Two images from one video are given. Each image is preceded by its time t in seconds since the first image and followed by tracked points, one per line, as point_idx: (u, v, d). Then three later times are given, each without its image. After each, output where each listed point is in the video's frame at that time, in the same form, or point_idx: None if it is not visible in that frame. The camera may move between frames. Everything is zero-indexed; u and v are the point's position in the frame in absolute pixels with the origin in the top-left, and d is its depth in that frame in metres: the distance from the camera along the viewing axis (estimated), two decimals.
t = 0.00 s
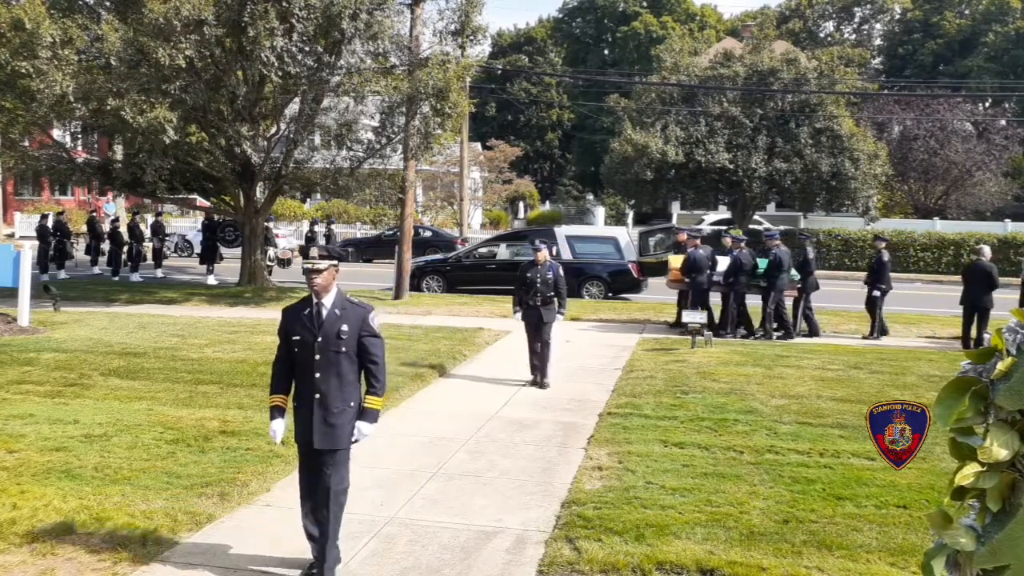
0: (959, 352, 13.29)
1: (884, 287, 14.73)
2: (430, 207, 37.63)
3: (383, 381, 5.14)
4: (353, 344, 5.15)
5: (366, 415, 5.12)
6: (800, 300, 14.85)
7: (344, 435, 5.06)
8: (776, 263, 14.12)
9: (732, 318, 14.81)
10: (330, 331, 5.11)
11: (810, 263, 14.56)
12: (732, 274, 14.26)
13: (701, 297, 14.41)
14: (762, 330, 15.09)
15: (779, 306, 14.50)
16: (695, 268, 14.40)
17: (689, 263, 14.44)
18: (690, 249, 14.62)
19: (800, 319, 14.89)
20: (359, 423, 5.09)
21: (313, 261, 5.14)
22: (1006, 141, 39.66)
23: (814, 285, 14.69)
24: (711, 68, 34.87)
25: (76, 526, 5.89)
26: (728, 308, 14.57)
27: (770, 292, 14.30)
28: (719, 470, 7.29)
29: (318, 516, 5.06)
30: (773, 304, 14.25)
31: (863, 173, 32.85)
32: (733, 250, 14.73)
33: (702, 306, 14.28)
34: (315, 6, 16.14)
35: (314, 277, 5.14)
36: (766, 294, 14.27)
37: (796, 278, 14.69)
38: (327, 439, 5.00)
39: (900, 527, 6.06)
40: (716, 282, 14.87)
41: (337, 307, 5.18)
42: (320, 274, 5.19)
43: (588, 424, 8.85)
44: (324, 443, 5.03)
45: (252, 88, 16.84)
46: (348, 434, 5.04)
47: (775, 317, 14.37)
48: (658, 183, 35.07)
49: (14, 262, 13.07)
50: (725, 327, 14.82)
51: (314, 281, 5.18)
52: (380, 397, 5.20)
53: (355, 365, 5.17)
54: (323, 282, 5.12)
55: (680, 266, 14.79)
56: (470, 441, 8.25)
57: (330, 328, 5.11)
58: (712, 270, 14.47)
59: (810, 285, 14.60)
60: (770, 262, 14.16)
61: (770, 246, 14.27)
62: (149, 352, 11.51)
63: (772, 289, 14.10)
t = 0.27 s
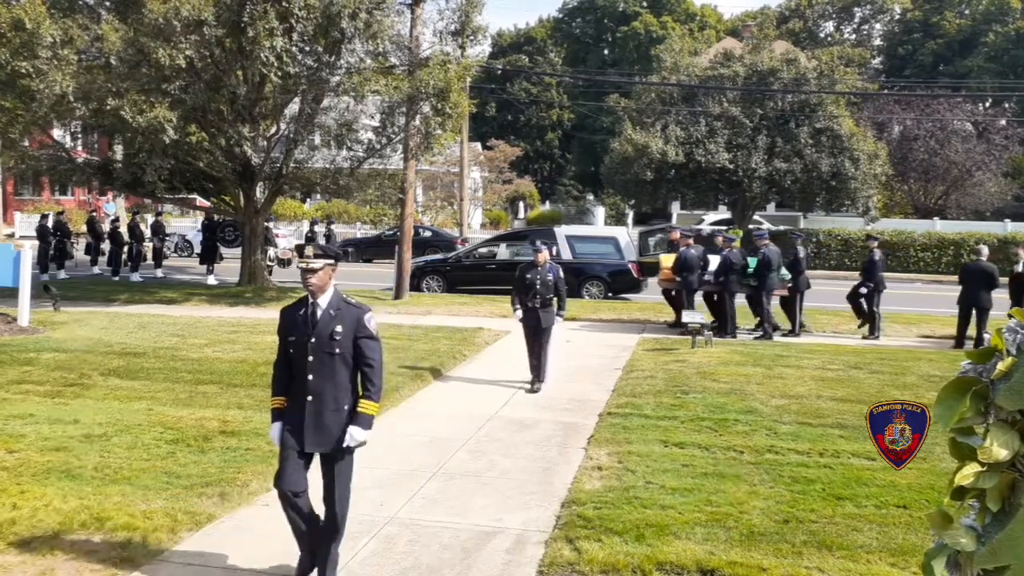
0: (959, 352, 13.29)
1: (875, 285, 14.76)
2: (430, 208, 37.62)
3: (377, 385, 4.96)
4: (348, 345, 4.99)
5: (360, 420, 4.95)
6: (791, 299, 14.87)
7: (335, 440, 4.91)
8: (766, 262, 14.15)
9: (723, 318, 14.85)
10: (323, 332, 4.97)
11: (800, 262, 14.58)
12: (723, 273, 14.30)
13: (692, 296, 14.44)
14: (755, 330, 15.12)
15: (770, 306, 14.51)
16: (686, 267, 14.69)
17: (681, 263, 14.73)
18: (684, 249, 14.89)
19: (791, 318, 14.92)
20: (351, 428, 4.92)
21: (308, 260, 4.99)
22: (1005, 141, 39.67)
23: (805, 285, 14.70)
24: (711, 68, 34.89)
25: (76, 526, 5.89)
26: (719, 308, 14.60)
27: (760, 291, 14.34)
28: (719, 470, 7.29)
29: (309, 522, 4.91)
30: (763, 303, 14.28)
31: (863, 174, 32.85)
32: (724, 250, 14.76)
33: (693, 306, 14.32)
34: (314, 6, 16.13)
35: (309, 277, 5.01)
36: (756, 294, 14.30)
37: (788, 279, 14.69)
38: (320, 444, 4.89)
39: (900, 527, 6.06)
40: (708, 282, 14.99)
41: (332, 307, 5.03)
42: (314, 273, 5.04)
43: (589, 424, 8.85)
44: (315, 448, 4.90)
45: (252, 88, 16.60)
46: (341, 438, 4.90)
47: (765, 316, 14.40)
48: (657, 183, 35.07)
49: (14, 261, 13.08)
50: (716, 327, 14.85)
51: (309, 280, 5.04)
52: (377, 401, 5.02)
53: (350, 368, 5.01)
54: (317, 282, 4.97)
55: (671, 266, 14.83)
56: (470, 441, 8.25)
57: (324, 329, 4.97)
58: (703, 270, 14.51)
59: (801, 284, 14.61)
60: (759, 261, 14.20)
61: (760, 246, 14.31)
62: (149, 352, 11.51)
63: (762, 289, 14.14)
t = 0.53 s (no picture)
0: (958, 352, 13.31)
1: (865, 286, 14.79)
2: (430, 208, 37.58)
3: (366, 390, 4.83)
4: (338, 350, 4.90)
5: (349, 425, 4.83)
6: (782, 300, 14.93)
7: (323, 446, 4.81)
8: (757, 262, 14.25)
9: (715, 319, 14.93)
10: (314, 336, 4.90)
11: (792, 263, 14.66)
12: (714, 273, 14.41)
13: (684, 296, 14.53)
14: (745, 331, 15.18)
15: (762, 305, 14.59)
16: (678, 268, 14.58)
17: (672, 264, 14.70)
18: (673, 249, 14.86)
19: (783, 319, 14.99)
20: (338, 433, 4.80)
21: (298, 262, 4.96)
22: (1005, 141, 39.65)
23: (796, 286, 14.77)
24: (711, 68, 34.90)
25: (77, 526, 5.90)
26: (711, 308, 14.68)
27: (753, 291, 14.42)
28: (719, 470, 7.30)
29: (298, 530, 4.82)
30: (754, 303, 14.36)
31: (862, 174, 32.86)
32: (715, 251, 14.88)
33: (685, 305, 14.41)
34: (315, 6, 16.14)
35: (300, 280, 4.97)
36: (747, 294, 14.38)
37: (778, 279, 14.79)
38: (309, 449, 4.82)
39: (899, 527, 6.08)
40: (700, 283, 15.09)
41: (323, 311, 4.95)
42: (307, 276, 4.99)
43: (588, 424, 8.87)
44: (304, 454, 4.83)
45: (253, 88, 16.60)
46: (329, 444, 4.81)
47: (758, 316, 14.46)
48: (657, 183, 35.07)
49: (14, 261, 13.09)
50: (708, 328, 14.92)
51: (301, 284, 5.00)
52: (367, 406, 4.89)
53: (342, 372, 4.92)
54: (308, 285, 4.95)
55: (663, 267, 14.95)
56: (470, 441, 8.27)
57: (313, 333, 4.90)
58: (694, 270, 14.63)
59: (792, 286, 14.65)
60: (750, 261, 14.31)
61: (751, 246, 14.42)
62: (150, 352, 11.52)
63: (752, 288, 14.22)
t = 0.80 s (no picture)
0: (958, 352, 13.32)
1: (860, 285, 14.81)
2: (430, 208, 37.57)
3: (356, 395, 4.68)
4: (325, 353, 4.72)
5: (336, 432, 4.67)
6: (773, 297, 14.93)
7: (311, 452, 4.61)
8: (749, 260, 14.22)
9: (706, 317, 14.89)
10: (300, 339, 4.70)
11: (782, 262, 14.65)
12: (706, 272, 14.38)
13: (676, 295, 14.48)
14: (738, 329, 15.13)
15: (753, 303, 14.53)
16: (670, 267, 14.52)
17: (664, 263, 14.59)
18: (667, 248, 14.83)
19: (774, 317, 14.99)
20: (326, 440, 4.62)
21: (284, 263, 4.81)
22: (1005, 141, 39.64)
23: (786, 284, 14.77)
24: (711, 69, 34.90)
25: (77, 526, 5.90)
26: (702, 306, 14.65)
27: (744, 289, 14.37)
28: (719, 470, 7.30)
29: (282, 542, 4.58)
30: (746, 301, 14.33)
31: (862, 174, 32.86)
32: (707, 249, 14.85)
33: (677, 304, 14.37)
34: (315, 6, 16.14)
35: (285, 281, 4.78)
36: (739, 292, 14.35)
37: (769, 277, 14.78)
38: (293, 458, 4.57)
39: (899, 527, 6.08)
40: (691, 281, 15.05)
41: (309, 313, 4.77)
42: (291, 277, 4.81)
43: (588, 424, 8.87)
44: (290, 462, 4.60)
45: (253, 88, 16.65)
46: (316, 452, 4.61)
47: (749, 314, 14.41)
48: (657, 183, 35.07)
49: (14, 261, 13.09)
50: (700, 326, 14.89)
51: (284, 285, 4.80)
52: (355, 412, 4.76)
53: (329, 377, 4.74)
54: (293, 287, 4.79)
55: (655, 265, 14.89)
56: (470, 441, 8.27)
57: (300, 336, 4.70)
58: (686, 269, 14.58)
59: (783, 283, 14.68)
60: (742, 259, 14.28)
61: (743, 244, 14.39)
62: (150, 352, 11.52)
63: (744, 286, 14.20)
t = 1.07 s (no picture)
0: (957, 351, 13.32)
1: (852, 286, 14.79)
2: (430, 208, 37.53)
3: (348, 399, 4.66)
4: (315, 357, 4.68)
5: (328, 435, 4.66)
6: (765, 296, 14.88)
7: (302, 458, 4.60)
8: (741, 260, 14.17)
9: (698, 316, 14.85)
10: (288, 343, 4.65)
11: (774, 261, 14.60)
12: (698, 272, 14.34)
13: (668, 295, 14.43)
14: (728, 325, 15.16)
15: (745, 302, 14.53)
16: (662, 266, 14.46)
17: (656, 262, 14.52)
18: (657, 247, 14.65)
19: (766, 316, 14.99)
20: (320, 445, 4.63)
21: (270, 263, 4.71)
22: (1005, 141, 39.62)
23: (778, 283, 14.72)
24: (711, 68, 34.88)
25: (77, 526, 5.91)
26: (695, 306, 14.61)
27: (736, 288, 14.34)
28: (719, 471, 7.31)
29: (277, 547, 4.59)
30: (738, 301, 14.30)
31: (863, 174, 32.85)
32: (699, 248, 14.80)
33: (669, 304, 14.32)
34: (315, 6, 16.16)
35: (272, 283, 4.71)
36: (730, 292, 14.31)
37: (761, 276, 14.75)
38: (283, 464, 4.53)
39: (899, 527, 6.09)
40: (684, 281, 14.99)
41: (298, 316, 4.72)
42: (278, 280, 4.74)
43: (588, 424, 8.87)
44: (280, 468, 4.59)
45: (252, 88, 16.74)
46: (307, 456, 4.60)
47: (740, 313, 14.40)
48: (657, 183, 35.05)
49: (15, 261, 13.10)
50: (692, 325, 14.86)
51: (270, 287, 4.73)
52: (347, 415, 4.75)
53: (318, 380, 4.71)
54: (280, 289, 4.69)
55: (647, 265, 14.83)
56: (470, 441, 8.28)
57: (289, 340, 4.65)
58: (678, 268, 14.53)
59: (774, 282, 14.65)
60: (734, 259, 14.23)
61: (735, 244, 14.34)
62: (150, 352, 11.52)
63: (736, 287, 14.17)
